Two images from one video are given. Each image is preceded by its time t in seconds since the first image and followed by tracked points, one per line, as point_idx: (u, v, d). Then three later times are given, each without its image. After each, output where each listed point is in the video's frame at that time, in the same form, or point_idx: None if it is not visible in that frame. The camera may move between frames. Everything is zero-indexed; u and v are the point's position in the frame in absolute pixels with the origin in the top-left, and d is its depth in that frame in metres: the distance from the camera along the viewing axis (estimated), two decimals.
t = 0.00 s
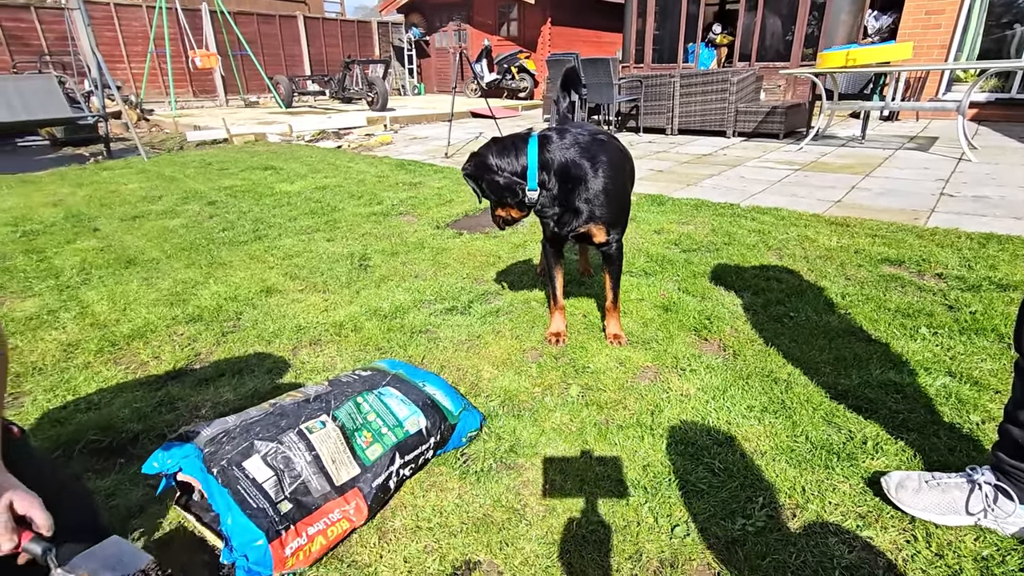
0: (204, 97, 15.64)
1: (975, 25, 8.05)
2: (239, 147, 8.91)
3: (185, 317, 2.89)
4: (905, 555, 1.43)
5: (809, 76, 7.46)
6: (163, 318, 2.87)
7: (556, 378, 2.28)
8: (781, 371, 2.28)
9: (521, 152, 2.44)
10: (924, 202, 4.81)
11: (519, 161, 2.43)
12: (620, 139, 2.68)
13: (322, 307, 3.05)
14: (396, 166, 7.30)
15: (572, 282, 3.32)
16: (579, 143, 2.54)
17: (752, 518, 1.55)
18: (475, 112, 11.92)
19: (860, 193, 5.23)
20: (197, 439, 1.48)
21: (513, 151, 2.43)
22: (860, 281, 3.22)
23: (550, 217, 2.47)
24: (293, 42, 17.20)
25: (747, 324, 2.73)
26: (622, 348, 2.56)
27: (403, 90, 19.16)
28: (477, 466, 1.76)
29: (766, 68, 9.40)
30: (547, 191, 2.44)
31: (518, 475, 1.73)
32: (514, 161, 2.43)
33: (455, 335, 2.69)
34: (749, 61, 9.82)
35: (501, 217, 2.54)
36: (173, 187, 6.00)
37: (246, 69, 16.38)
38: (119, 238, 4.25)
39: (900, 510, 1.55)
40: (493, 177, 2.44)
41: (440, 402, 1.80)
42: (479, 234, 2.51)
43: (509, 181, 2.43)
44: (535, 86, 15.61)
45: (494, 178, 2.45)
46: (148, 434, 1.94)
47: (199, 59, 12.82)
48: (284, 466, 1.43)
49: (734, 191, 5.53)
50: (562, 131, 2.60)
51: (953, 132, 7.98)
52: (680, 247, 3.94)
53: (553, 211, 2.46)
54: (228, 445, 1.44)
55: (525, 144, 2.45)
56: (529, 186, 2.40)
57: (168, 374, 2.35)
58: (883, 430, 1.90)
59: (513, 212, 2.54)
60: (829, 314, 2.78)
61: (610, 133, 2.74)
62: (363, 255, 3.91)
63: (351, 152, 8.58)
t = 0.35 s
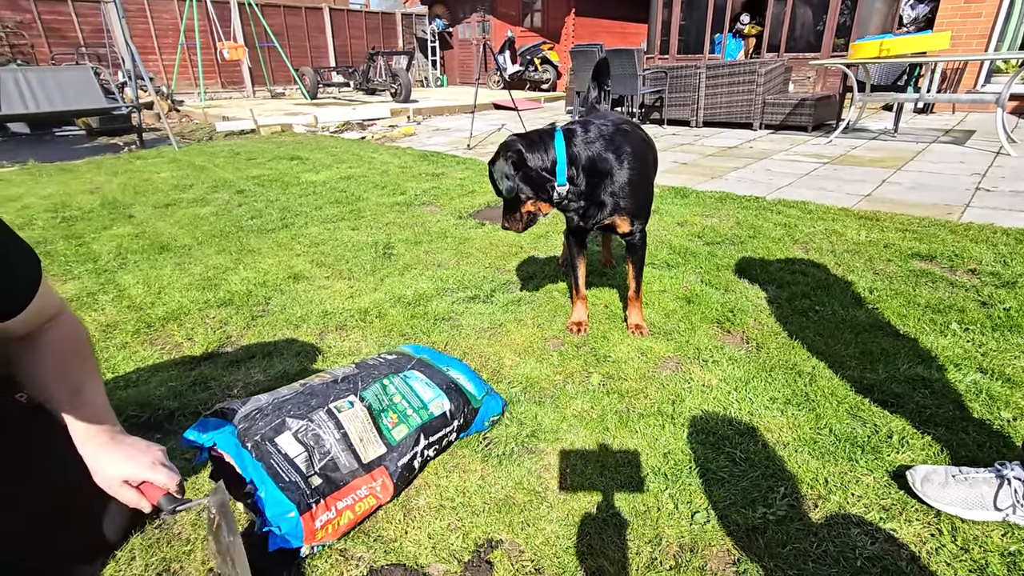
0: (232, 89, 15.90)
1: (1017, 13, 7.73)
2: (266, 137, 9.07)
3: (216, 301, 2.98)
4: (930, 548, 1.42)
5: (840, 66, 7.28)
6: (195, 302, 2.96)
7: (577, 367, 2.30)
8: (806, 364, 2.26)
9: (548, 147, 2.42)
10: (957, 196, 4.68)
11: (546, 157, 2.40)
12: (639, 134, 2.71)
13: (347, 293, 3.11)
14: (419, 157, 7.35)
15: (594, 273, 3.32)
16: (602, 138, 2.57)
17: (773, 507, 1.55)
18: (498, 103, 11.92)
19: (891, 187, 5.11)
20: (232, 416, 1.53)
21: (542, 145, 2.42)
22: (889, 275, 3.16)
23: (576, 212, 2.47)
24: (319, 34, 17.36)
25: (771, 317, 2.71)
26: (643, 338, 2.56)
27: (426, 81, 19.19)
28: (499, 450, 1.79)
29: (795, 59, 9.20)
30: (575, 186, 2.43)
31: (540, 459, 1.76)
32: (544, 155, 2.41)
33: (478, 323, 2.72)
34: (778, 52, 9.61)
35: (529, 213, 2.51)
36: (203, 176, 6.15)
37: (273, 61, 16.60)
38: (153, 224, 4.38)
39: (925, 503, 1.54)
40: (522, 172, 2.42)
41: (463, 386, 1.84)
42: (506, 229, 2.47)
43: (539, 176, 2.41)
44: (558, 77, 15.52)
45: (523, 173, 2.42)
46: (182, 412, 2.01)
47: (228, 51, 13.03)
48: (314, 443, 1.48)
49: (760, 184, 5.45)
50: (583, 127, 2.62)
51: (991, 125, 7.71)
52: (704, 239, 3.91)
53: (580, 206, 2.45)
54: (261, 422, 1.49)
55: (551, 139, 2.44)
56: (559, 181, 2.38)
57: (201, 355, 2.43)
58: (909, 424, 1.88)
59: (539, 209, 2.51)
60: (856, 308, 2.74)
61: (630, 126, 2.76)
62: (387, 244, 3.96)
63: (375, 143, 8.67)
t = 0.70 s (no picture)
0: (227, 88, 15.84)
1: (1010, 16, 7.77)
2: (262, 137, 9.04)
3: (211, 301, 2.97)
4: (923, 546, 1.43)
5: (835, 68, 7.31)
6: (190, 301, 2.95)
7: (573, 366, 2.30)
8: (801, 364, 2.27)
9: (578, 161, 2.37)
10: (951, 198, 4.70)
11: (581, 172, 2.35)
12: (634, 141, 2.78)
13: (343, 293, 3.10)
14: (416, 157, 7.34)
15: (590, 273, 3.33)
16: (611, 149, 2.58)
17: (768, 506, 1.56)
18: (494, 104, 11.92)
19: (886, 188, 5.13)
20: (227, 414, 1.52)
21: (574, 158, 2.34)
22: (884, 276, 3.17)
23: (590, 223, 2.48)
24: (315, 33, 17.32)
25: (766, 317, 2.72)
26: (639, 338, 2.56)
27: (423, 81, 19.17)
28: (495, 449, 1.79)
29: (791, 61, 9.25)
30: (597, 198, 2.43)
31: (536, 459, 1.75)
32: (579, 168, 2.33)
33: (474, 323, 2.72)
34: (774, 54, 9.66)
35: (566, 230, 2.35)
36: (198, 175, 6.12)
37: (269, 61, 16.54)
38: (147, 224, 4.35)
39: (919, 502, 1.55)
40: (559, 186, 2.29)
41: (459, 385, 1.83)
42: (544, 248, 2.29)
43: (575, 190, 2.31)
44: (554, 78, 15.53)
45: (561, 187, 2.30)
46: (177, 412, 2.00)
47: (223, 50, 12.99)
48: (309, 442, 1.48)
49: (756, 185, 5.47)
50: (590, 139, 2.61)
51: (984, 127, 7.76)
52: (700, 240, 3.92)
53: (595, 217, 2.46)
54: (257, 421, 1.49)
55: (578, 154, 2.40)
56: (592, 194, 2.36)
57: (196, 355, 2.43)
58: (903, 423, 1.89)
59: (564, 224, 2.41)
60: (851, 309, 2.76)
61: (615, 134, 2.81)
62: (383, 244, 3.95)
63: (371, 143, 8.65)
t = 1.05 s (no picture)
0: (197, 96, 15.54)
1: (967, 19, 8.04)
2: (232, 146, 8.88)
3: (176, 317, 2.88)
4: (893, 546, 1.44)
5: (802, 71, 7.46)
6: (154, 318, 2.87)
7: (548, 374, 2.28)
8: (773, 365, 2.29)
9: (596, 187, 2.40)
10: (916, 196, 4.82)
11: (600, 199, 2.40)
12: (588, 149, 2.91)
13: (314, 305, 3.05)
14: (390, 164, 7.28)
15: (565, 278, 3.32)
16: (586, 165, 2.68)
17: (741, 511, 1.55)
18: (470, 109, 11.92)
19: (853, 188, 5.24)
20: (187, 437, 1.47)
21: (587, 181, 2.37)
22: (852, 275, 3.23)
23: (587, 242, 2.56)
24: (286, 40, 17.11)
25: (740, 319, 2.74)
26: (614, 343, 2.56)
27: (398, 88, 19.09)
28: (468, 463, 1.75)
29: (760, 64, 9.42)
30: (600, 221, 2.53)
31: (509, 471, 1.73)
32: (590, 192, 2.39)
33: (448, 332, 2.69)
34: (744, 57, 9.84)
35: (572, 251, 2.39)
36: (165, 186, 5.97)
37: (240, 68, 16.29)
38: (111, 238, 4.23)
39: (889, 502, 1.56)
40: (578, 210, 2.30)
41: (431, 398, 1.80)
42: (560, 271, 2.30)
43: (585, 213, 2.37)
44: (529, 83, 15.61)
45: (581, 211, 2.31)
46: (137, 435, 1.93)
47: (192, 58, 12.75)
48: (272, 464, 1.43)
49: (728, 187, 5.55)
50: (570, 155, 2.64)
51: (946, 127, 8.00)
52: (674, 243, 3.94)
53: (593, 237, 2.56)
54: (216, 444, 1.44)
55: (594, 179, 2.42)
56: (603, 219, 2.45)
57: (159, 374, 2.35)
58: (873, 422, 1.91)
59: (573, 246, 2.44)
60: (821, 308, 2.79)
61: (590, 147, 2.88)
62: (356, 253, 3.90)
63: (345, 150, 8.56)
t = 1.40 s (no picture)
0: (173, 102, 15.30)
1: (935, 25, 8.26)
2: (210, 152, 8.76)
3: (152, 328, 2.82)
4: (872, 545, 1.46)
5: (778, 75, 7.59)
6: (128, 330, 2.80)
7: (531, 381, 2.27)
8: (753, 367, 2.31)
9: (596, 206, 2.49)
10: (890, 197, 4.93)
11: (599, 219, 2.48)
12: (587, 168, 2.96)
13: (295, 314, 3.01)
14: (372, 169, 7.24)
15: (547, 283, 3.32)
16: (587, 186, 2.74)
17: (724, 514, 1.57)
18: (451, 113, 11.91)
19: (829, 190, 5.34)
20: (161, 454, 1.44)
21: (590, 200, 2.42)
22: (829, 276, 3.28)
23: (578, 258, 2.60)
24: (265, 45, 16.93)
25: (720, 321, 2.77)
26: (597, 348, 2.56)
27: (379, 92, 19.01)
28: (452, 472, 1.74)
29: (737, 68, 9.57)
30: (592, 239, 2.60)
31: (493, 479, 1.72)
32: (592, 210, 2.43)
33: (430, 339, 2.67)
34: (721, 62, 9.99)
35: (572, 267, 2.39)
36: (141, 194, 5.86)
37: (217, 73, 16.08)
38: (84, 247, 4.13)
39: (867, 500, 1.58)
40: (581, 226, 2.34)
41: (413, 408, 1.78)
42: (559, 285, 2.26)
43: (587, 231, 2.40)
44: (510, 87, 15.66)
45: (582, 228, 2.34)
46: (111, 451, 1.88)
47: (167, 63, 12.56)
48: (251, 479, 1.40)
49: (708, 190, 5.61)
50: (572, 172, 2.69)
51: (917, 129, 8.20)
52: (655, 246, 3.98)
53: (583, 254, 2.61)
54: (192, 460, 1.40)
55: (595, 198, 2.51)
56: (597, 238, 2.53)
57: (134, 387, 2.29)
58: (851, 422, 1.94)
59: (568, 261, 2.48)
60: (799, 309, 2.83)
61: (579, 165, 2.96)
62: (338, 260, 3.86)
63: (326, 156, 8.49)
